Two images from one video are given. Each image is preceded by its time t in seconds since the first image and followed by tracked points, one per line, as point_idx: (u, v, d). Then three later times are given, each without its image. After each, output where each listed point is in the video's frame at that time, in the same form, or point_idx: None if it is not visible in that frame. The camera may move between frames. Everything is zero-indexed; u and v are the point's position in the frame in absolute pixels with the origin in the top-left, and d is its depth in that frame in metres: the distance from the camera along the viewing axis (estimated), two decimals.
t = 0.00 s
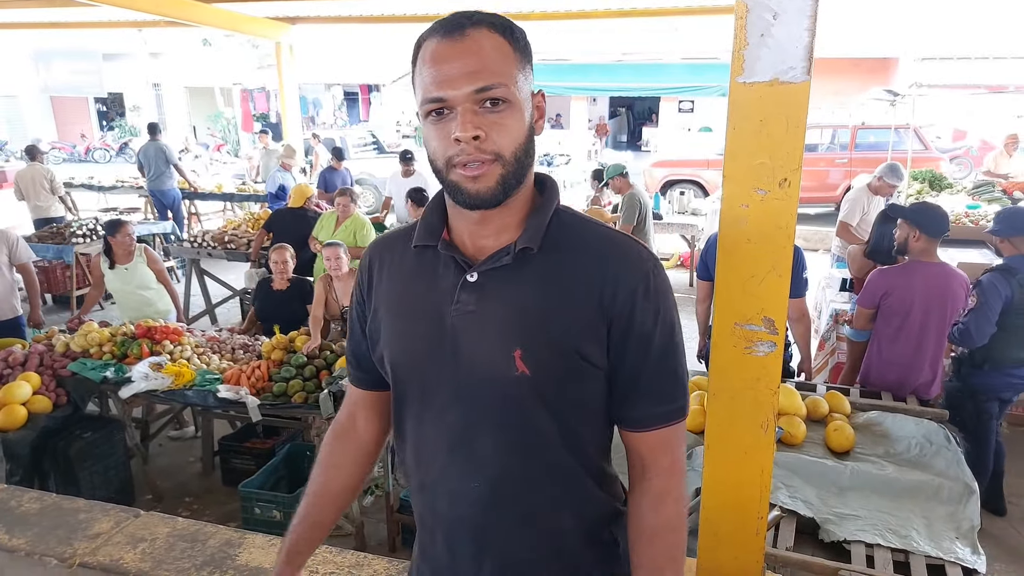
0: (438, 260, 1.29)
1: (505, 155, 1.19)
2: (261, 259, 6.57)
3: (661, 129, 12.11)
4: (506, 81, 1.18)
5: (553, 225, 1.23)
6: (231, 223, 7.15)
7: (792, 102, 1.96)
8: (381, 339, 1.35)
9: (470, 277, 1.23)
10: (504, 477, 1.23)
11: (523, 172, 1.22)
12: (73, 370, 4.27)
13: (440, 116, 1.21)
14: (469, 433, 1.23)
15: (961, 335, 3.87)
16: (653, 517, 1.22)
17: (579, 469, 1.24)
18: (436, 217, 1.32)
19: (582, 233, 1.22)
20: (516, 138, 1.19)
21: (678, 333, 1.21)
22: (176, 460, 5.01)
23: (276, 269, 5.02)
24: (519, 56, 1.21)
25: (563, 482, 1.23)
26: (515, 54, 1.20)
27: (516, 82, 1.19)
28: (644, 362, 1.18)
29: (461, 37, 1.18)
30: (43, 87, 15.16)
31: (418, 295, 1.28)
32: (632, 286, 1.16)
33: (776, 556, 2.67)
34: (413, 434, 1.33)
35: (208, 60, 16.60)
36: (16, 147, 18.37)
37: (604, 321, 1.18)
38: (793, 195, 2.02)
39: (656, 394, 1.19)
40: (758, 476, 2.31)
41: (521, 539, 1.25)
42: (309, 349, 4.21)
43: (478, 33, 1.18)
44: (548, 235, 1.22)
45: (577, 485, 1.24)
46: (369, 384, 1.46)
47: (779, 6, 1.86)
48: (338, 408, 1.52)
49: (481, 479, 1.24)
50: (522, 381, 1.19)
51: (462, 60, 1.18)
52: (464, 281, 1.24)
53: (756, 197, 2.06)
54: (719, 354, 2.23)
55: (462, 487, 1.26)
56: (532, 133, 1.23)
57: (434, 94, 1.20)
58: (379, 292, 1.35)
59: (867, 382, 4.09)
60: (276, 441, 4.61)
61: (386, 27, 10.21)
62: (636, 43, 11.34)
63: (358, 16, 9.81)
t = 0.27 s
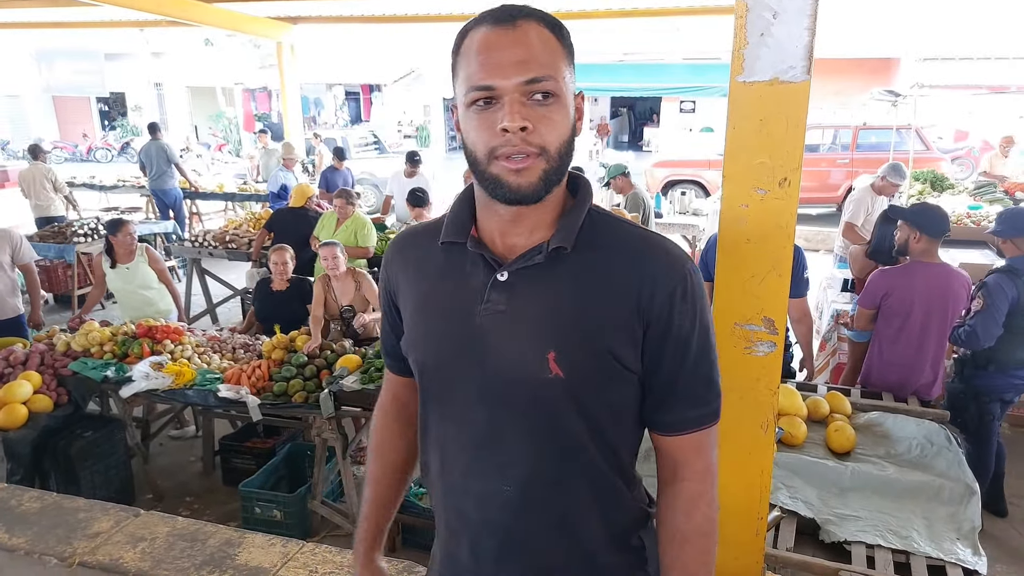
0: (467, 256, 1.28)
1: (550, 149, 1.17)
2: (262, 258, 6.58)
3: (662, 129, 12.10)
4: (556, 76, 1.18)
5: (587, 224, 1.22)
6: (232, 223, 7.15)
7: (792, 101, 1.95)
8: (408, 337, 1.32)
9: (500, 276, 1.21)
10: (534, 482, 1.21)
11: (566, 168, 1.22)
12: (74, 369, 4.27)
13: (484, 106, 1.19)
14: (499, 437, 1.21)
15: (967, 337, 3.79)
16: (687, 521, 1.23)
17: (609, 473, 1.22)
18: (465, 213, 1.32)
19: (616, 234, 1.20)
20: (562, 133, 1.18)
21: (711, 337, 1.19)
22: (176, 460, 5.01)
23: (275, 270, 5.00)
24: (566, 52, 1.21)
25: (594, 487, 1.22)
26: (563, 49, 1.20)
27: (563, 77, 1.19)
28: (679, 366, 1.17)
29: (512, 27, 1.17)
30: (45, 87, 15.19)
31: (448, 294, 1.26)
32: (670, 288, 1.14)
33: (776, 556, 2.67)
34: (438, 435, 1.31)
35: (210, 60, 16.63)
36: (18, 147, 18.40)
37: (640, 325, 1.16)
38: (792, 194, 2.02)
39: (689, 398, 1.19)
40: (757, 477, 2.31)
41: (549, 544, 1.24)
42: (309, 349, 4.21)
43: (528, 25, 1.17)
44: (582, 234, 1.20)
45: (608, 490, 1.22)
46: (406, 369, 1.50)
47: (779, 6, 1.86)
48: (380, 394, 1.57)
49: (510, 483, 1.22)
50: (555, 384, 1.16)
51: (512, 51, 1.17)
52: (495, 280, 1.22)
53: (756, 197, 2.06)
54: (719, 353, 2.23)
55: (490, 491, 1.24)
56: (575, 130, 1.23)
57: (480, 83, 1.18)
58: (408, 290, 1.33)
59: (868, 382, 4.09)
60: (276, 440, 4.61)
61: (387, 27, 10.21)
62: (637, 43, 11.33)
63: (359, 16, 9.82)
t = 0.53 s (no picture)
0: (511, 264, 1.27)
1: (617, 156, 1.18)
2: (263, 258, 6.59)
3: (663, 129, 12.11)
4: (618, 84, 1.20)
5: (635, 232, 1.21)
6: (233, 223, 7.16)
7: (793, 100, 1.95)
8: (450, 345, 1.32)
9: (546, 286, 1.20)
10: (579, 495, 1.20)
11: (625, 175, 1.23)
12: (76, 368, 4.28)
13: (550, 110, 1.17)
14: (544, 449, 1.20)
15: (965, 337, 3.85)
16: (728, 538, 1.23)
17: (654, 486, 1.21)
18: (507, 220, 1.31)
19: (662, 243, 1.19)
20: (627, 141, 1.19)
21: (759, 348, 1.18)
22: (178, 459, 5.02)
23: (276, 270, 4.98)
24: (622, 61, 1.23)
25: (638, 499, 1.21)
26: (620, 58, 1.22)
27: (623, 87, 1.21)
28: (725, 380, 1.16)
29: (578, 33, 1.18)
30: (47, 87, 15.24)
31: (492, 304, 1.25)
32: (719, 300, 1.12)
33: (777, 555, 2.68)
34: (480, 446, 1.30)
35: (212, 60, 16.66)
36: (21, 147, 18.46)
37: (689, 336, 1.14)
38: (793, 193, 2.03)
39: (735, 412, 1.18)
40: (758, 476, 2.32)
41: (593, 556, 1.23)
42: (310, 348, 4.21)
43: (591, 31, 1.18)
44: (630, 244, 1.19)
45: (651, 503, 1.22)
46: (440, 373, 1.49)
47: (779, 5, 1.85)
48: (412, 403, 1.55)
49: (556, 496, 1.21)
50: (604, 397, 1.15)
51: (579, 55, 1.17)
52: (540, 290, 1.20)
53: (756, 195, 2.06)
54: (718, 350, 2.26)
55: (534, 503, 1.23)
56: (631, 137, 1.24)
57: (548, 87, 1.17)
58: (450, 296, 1.32)
59: (870, 381, 4.10)
60: (278, 440, 4.62)
61: (389, 27, 10.22)
62: (638, 43, 11.33)
63: (360, 16, 9.83)
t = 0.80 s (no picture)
0: (549, 270, 1.27)
1: (668, 159, 1.18)
2: (264, 258, 6.60)
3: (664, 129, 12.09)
4: (666, 86, 1.20)
5: (677, 238, 1.22)
6: (234, 223, 7.16)
7: (788, 102, 1.96)
8: (485, 353, 1.31)
9: (588, 291, 1.20)
10: (623, 502, 1.20)
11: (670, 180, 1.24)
12: (77, 368, 4.29)
13: (602, 111, 1.17)
14: (588, 456, 1.19)
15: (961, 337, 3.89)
16: (762, 542, 1.24)
17: (694, 493, 1.22)
18: (542, 226, 1.31)
19: (704, 249, 1.20)
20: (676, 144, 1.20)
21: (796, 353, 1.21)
22: (179, 459, 5.03)
23: (276, 270, 4.97)
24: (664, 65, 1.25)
25: (679, 506, 1.21)
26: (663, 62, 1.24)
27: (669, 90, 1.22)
28: (765, 383, 1.18)
29: (627, 34, 1.18)
30: (49, 88, 15.26)
31: (533, 310, 1.24)
32: (761, 305, 1.15)
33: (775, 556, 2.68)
34: (518, 454, 1.28)
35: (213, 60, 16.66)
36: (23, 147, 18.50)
37: (733, 341, 1.16)
38: (788, 194, 2.05)
39: (774, 415, 1.20)
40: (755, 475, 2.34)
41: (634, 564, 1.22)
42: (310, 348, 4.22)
43: (638, 35, 1.19)
44: (674, 249, 1.20)
45: (690, 509, 1.22)
46: (458, 376, 1.51)
47: (774, 6, 1.85)
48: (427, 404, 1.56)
49: (599, 503, 1.20)
50: (652, 403, 1.15)
51: (632, 56, 1.17)
52: (583, 295, 1.21)
53: (752, 197, 2.08)
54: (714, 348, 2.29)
55: (576, 511, 1.22)
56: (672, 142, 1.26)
57: (602, 87, 1.16)
58: (485, 304, 1.32)
59: (869, 382, 4.10)
60: (278, 440, 4.63)
61: (389, 27, 10.22)
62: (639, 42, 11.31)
63: (361, 17, 9.83)
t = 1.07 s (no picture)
0: (565, 272, 1.23)
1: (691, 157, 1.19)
2: (263, 258, 6.60)
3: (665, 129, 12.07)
4: (688, 84, 1.20)
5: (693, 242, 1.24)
6: (234, 224, 7.16)
7: (783, 106, 1.95)
8: (497, 357, 1.24)
9: (611, 295, 1.18)
10: (636, 508, 1.19)
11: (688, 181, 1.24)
12: (76, 369, 4.30)
13: (628, 108, 1.15)
14: (611, 463, 1.17)
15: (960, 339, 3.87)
16: (758, 537, 1.31)
17: (701, 495, 1.23)
18: (559, 226, 1.27)
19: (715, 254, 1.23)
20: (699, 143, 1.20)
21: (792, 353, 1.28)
22: (177, 460, 5.03)
23: (276, 271, 4.96)
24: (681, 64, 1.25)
25: (688, 509, 1.22)
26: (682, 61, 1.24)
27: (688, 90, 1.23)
28: (772, 384, 1.23)
29: (649, 32, 1.18)
30: (51, 88, 15.28)
31: (552, 313, 1.20)
32: (774, 309, 1.20)
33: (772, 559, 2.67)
34: (530, 462, 1.23)
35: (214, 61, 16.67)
36: (25, 147, 18.51)
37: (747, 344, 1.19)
38: (782, 199, 2.03)
39: (777, 415, 1.25)
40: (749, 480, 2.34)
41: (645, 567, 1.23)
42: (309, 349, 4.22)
43: (662, 34, 1.19)
44: (691, 253, 1.22)
45: (697, 512, 1.24)
46: (445, 399, 1.41)
47: (768, 10, 1.84)
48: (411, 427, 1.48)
49: (618, 508, 1.19)
50: (678, 407, 1.15)
51: (657, 51, 1.17)
52: (605, 299, 1.18)
53: (746, 201, 2.07)
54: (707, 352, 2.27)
55: (589, 518, 1.20)
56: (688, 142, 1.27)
57: (630, 83, 1.15)
58: (495, 306, 1.26)
59: (868, 384, 4.09)
60: (277, 441, 4.63)
61: (390, 27, 10.21)
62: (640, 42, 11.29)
63: (361, 17, 9.83)
